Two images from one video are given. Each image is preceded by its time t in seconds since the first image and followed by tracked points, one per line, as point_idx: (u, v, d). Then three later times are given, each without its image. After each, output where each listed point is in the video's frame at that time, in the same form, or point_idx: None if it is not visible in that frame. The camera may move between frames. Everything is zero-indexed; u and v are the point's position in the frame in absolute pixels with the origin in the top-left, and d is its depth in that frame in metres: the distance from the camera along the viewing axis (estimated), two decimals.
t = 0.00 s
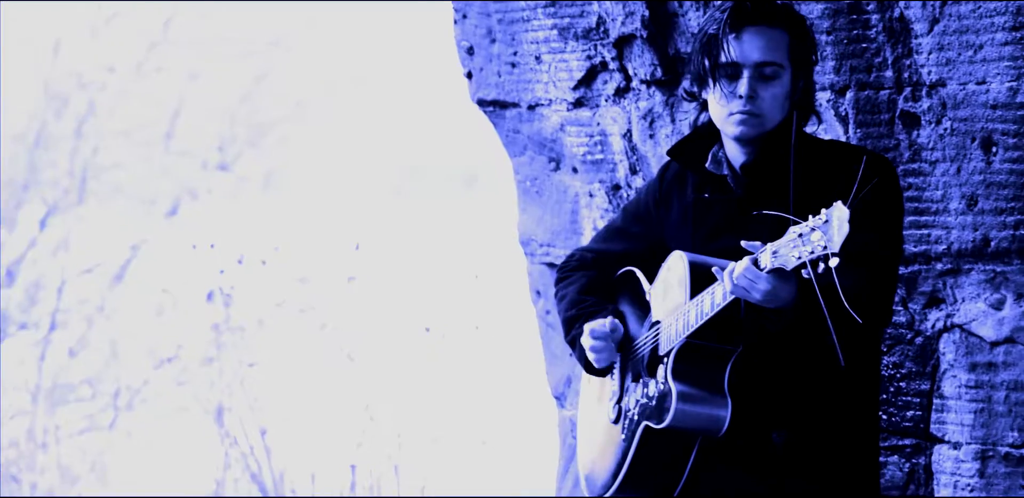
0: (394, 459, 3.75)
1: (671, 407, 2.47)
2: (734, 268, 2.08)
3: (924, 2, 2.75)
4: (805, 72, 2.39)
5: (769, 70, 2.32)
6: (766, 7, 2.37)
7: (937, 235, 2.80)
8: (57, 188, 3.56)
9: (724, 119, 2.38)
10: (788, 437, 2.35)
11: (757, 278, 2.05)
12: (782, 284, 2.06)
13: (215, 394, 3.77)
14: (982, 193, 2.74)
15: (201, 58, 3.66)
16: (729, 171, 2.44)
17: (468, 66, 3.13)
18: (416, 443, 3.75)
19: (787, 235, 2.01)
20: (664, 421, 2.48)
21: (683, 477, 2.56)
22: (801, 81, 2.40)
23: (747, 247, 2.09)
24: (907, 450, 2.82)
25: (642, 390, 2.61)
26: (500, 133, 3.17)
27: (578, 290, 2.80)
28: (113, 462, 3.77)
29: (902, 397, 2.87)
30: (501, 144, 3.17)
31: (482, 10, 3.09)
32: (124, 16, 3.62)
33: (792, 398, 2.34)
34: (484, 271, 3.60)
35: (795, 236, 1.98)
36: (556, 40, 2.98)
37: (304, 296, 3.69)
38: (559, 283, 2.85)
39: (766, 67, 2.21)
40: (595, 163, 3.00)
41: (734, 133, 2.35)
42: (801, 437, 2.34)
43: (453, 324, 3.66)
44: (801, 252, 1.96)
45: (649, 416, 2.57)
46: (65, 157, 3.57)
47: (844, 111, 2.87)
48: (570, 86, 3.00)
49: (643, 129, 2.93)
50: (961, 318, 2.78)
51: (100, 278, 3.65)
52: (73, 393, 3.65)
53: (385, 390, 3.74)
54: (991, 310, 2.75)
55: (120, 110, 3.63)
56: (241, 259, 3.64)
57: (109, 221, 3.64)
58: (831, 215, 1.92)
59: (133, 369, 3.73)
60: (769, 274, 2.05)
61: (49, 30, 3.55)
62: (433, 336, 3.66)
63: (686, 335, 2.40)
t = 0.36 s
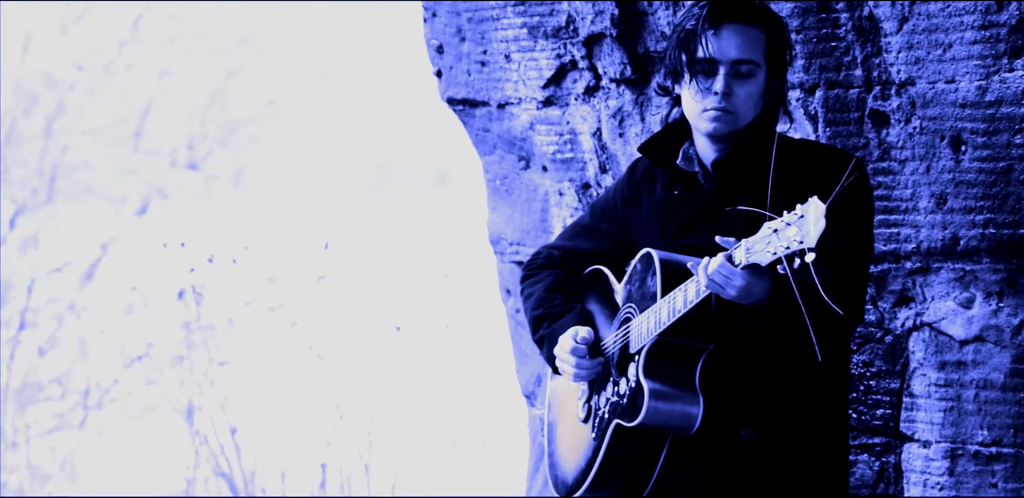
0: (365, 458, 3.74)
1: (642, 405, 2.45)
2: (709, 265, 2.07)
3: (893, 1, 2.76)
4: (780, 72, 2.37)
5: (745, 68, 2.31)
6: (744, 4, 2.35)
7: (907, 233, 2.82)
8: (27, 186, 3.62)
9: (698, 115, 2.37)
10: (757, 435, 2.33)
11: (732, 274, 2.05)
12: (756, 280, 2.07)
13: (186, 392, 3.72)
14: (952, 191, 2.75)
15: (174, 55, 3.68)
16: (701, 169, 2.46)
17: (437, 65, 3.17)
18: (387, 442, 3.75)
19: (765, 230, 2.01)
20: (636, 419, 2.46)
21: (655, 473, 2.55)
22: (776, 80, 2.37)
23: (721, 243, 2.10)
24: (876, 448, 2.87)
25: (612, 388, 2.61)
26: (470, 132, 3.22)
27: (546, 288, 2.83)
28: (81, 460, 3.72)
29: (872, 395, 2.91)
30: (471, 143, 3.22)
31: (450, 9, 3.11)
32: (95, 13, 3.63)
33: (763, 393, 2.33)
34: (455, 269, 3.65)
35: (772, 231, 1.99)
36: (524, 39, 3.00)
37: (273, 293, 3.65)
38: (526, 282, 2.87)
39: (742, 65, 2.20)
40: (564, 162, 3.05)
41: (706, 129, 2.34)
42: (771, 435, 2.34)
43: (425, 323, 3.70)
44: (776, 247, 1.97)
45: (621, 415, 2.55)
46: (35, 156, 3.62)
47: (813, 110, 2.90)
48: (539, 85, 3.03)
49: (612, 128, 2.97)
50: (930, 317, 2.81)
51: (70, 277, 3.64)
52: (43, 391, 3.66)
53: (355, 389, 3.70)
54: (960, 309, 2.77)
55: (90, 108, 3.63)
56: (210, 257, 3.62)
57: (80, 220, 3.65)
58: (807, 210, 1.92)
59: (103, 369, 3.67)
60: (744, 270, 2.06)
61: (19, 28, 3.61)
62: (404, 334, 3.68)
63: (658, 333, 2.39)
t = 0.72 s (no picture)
0: (337, 455, 3.81)
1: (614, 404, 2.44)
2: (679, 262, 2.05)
3: None
4: (750, 70, 2.37)
5: (716, 68, 2.31)
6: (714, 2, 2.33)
7: (879, 230, 2.83)
8: None
9: (668, 115, 2.36)
10: (729, 433, 2.37)
11: (702, 272, 2.03)
12: (727, 278, 2.05)
13: (157, 389, 3.78)
14: (923, 188, 2.76)
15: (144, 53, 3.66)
16: (671, 165, 2.45)
17: (410, 62, 3.20)
18: (359, 438, 3.81)
19: (734, 228, 2.00)
20: (608, 417, 2.46)
21: (627, 471, 2.55)
22: (746, 77, 2.37)
23: (692, 240, 2.07)
24: (848, 445, 2.92)
25: (584, 386, 2.62)
26: (442, 128, 3.25)
27: (516, 286, 2.85)
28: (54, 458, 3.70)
29: (844, 392, 2.97)
30: (444, 139, 3.25)
31: (423, 6, 3.13)
32: (66, 10, 3.60)
33: (734, 394, 2.36)
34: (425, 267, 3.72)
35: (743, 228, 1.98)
36: (496, 36, 3.01)
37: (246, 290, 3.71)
38: (497, 279, 2.89)
39: (713, 67, 2.19)
40: (536, 159, 3.06)
41: (677, 130, 2.34)
42: (741, 432, 2.37)
43: (396, 320, 3.76)
44: (748, 245, 1.96)
45: (592, 412, 2.56)
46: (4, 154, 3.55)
47: (785, 107, 2.92)
48: (511, 81, 3.05)
49: (584, 125, 2.97)
50: (902, 314, 2.84)
51: (41, 274, 3.61)
52: (14, 389, 3.60)
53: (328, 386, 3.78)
54: (931, 305, 2.79)
55: (62, 106, 3.59)
56: (182, 255, 3.68)
57: (53, 217, 3.61)
58: (778, 207, 1.92)
59: (74, 365, 3.68)
60: (714, 268, 2.03)
61: None
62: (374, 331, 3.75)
63: (629, 332, 2.38)
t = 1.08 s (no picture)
0: (311, 455, 3.80)
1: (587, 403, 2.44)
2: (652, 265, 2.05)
3: None
4: (716, 66, 2.33)
5: (678, 72, 2.30)
6: (671, 6, 2.33)
7: (853, 229, 2.85)
8: None
9: (636, 123, 2.36)
10: (703, 429, 2.38)
11: (673, 275, 2.03)
12: (698, 280, 2.06)
13: (131, 389, 3.78)
14: (897, 187, 2.78)
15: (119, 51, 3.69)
16: (643, 166, 2.44)
17: (385, 61, 3.20)
18: (332, 437, 3.81)
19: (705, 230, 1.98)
20: (581, 417, 2.46)
21: (599, 473, 2.56)
22: (712, 73, 2.34)
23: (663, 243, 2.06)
24: (821, 443, 2.94)
25: (558, 386, 2.62)
26: (417, 127, 3.26)
27: (490, 284, 2.87)
28: (28, 457, 3.73)
29: (819, 391, 2.99)
30: (419, 137, 3.27)
31: (397, 5, 3.13)
32: (41, 9, 3.62)
33: (710, 394, 2.37)
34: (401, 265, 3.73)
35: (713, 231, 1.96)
36: (470, 35, 3.01)
37: (221, 288, 3.71)
38: (472, 277, 2.91)
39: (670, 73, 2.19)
40: (510, 158, 3.07)
41: (645, 137, 2.33)
42: (717, 428, 2.38)
43: (371, 318, 3.76)
44: (717, 248, 1.94)
45: (565, 412, 2.55)
46: None
47: (759, 106, 2.94)
48: (486, 80, 3.05)
49: (558, 124, 2.97)
50: (876, 312, 2.86)
51: (15, 273, 3.64)
52: None
53: (305, 384, 3.78)
54: (905, 304, 2.81)
55: (36, 105, 3.62)
56: (155, 254, 3.68)
57: (27, 216, 3.64)
58: (749, 211, 1.90)
59: (49, 363, 3.70)
60: (685, 271, 2.03)
61: None
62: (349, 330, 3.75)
63: (601, 332, 2.38)
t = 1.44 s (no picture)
0: (283, 454, 3.82)
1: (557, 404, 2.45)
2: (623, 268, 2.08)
3: None
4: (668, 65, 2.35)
5: (628, 79, 2.30)
6: (610, 16, 2.33)
7: (824, 229, 2.86)
8: None
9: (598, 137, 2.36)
10: (673, 431, 2.33)
11: (643, 277, 2.05)
12: (667, 282, 2.07)
13: (102, 390, 3.78)
14: (869, 188, 2.79)
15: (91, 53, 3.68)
16: (611, 168, 2.45)
17: (356, 61, 3.19)
18: (304, 437, 3.83)
19: (676, 232, 2.02)
20: (551, 418, 2.46)
21: (568, 475, 2.53)
22: (666, 73, 2.35)
23: (633, 246, 2.11)
24: (792, 444, 2.96)
25: (529, 387, 2.62)
26: (389, 127, 3.25)
27: (462, 286, 2.88)
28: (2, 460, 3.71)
29: (790, 392, 3.01)
30: (390, 138, 3.26)
31: (369, 5, 3.12)
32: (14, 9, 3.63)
33: (683, 397, 2.32)
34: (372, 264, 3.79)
35: (683, 233, 2.00)
36: (442, 36, 3.01)
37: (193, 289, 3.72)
38: (444, 279, 2.92)
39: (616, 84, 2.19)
40: (482, 158, 3.07)
41: (610, 148, 2.33)
42: (686, 430, 2.33)
43: (341, 318, 3.81)
44: (687, 250, 1.97)
45: (534, 411, 2.57)
46: None
47: (731, 106, 2.94)
48: (458, 81, 3.06)
49: (530, 125, 2.98)
50: (847, 312, 2.87)
51: None
52: None
53: (276, 386, 3.81)
54: (877, 304, 2.83)
55: (8, 105, 3.61)
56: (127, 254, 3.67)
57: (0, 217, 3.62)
58: (718, 213, 1.94)
59: (20, 364, 3.67)
60: (656, 273, 2.06)
61: None
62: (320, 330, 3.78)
63: (572, 333, 2.41)
